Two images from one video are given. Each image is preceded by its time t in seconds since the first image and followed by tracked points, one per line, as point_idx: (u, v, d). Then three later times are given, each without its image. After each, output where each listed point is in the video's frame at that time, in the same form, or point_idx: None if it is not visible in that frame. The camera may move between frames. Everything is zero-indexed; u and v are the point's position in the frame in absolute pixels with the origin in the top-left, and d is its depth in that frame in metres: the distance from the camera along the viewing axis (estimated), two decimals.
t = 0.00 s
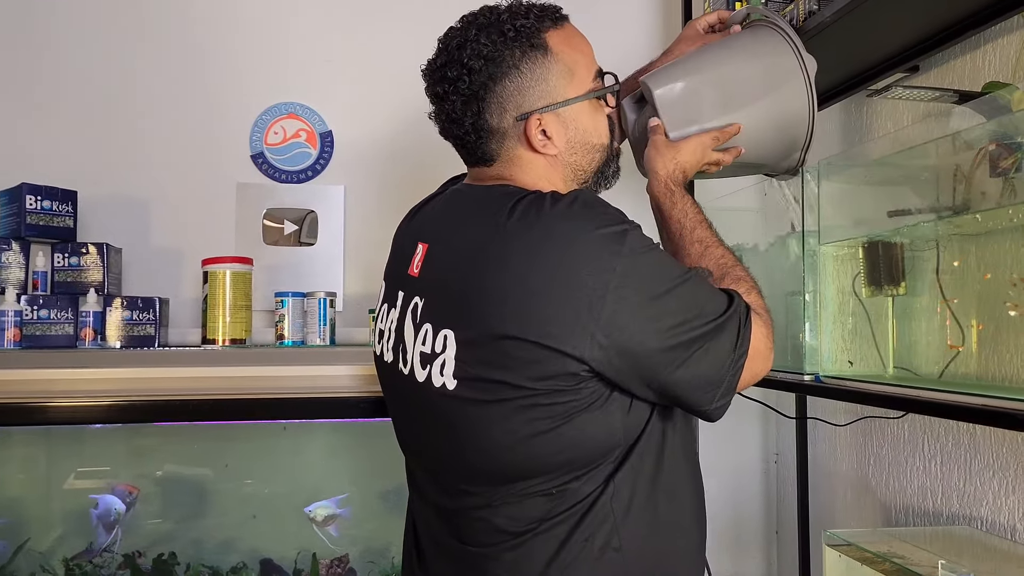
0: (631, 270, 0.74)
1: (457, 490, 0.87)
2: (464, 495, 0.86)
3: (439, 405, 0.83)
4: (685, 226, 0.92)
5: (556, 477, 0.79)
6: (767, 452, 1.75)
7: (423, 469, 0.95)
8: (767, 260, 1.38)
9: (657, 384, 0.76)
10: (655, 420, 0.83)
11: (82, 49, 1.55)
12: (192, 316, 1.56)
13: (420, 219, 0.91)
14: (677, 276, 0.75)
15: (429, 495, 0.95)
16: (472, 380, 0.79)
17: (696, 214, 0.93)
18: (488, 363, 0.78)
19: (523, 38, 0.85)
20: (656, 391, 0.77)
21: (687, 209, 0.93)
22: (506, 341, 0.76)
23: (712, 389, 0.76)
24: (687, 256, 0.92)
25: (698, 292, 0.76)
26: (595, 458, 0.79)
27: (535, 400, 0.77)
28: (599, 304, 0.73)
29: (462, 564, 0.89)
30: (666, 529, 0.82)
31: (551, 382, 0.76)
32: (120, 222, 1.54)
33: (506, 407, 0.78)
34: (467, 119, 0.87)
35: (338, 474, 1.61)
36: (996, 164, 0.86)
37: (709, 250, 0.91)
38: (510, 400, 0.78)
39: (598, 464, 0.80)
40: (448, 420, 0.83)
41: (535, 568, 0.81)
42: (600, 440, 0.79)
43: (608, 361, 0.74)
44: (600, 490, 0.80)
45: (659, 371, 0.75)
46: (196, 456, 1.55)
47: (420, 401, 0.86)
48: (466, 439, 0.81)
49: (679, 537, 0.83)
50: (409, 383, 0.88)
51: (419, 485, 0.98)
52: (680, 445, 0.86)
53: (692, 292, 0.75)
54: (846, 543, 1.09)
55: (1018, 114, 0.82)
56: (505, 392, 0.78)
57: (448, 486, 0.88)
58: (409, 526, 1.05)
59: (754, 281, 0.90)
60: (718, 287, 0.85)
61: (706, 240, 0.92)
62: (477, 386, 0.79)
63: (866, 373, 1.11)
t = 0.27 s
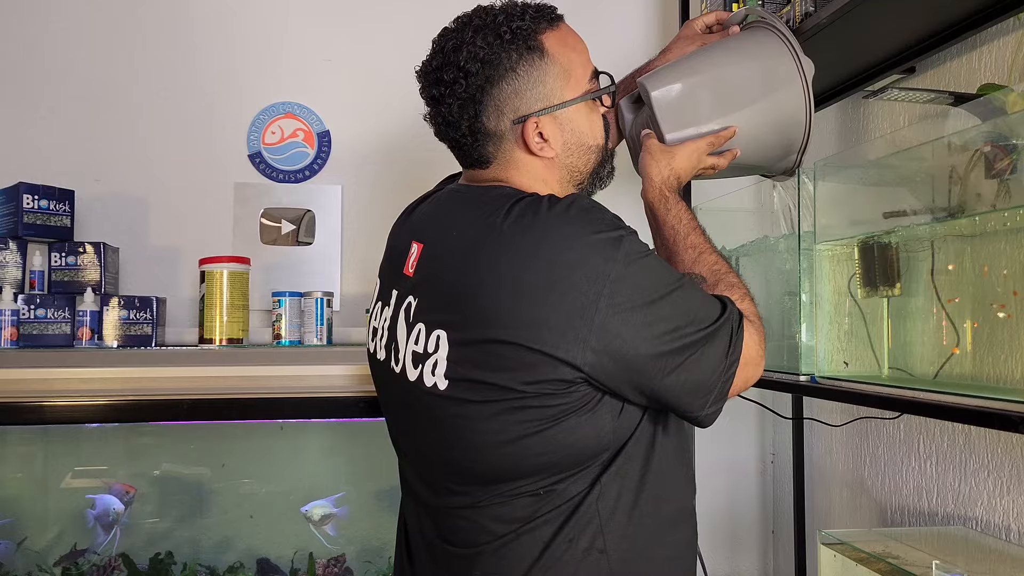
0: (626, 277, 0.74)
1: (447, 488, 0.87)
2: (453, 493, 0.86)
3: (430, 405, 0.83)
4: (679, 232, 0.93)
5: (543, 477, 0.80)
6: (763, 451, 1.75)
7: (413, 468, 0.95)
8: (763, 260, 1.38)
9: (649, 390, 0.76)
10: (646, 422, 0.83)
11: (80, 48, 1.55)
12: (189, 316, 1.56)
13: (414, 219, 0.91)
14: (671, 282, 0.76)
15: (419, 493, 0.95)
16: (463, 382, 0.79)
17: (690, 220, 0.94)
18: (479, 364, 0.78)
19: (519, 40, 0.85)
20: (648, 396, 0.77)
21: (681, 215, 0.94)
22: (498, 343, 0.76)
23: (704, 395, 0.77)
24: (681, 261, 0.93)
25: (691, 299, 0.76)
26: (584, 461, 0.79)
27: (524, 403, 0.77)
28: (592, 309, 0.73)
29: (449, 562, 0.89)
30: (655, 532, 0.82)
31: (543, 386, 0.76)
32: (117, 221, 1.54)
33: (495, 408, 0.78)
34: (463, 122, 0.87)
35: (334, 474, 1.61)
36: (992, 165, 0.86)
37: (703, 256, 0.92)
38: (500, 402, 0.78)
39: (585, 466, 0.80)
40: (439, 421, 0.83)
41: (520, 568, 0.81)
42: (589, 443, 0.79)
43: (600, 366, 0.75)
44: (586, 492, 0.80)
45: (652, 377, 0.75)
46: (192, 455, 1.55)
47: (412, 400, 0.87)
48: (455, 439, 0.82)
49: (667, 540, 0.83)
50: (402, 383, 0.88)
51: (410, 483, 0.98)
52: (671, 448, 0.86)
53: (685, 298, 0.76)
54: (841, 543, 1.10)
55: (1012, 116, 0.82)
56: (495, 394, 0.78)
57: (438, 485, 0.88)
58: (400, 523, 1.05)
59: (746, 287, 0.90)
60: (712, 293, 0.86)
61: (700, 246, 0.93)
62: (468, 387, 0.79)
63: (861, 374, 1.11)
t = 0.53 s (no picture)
0: (624, 279, 0.74)
1: (446, 488, 0.87)
2: (451, 492, 0.86)
3: (429, 405, 0.83)
4: (675, 234, 0.94)
5: (541, 477, 0.80)
6: (761, 451, 1.76)
7: (412, 467, 0.95)
8: (761, 260, 1.38)
9: (647, 391, 0.76)
10: (643, 423, 0.84)
11: (79, 48, 1.55)
12: (188, 316, 1.56)
13: (413, 220, 0.91)
14: (669, 284, 0.76)
15: (418, 492, 0.95)
16: (461, 383, 0.80)
17: (686, 222, 0.95)
18: (477, 365, 0.78)
19: (519, 43, 0.85)
20: (646, 397, 0.77)
21: (677, 217, 0.94)
22: (496, 345, 0.76)
23: (701, 397, 0.77)
24: (677, 262, 0.93)
25: (688, 301, 0.77)
26: (581, 460, 0.80)
27: (522, 404, 0.77)
28: (590, 311, 0.74)
29: (448, 561, 0.89)
30: (652, 531, 0.83)
31: (540, 387, 0.76)
32: (117, 221, 1.55)
33: (494, 408, 0.78)
34: (462, 123, 0.88)
35: (333, 473, 1.62)
36: (988, 166, 0.86)
37: (699, 258, 0.93)
38: (499, 403, 0.78)
39: (583, 466, 0.80)
40: (437, 421, 0.83)
41: (518, 567, 0.81)
42: (587, 443, 0.79)
43: (598, 367, 0.75)
44: (583, 492, 0.81)
45: (650, 378, 0.75)
46: (191, 455, 1.55)
47: (410, 401, 0.87)
48: (454, 439, 0.82)
49: (665, 539, 0.84)
50: (400, 383, 0.88)
51: (408, 482, 0.99)
52: (668, 448, 0.86)
53: (683, 300, 0.76)
54: (838, 543, 1.10)
55: (1008, 118, 0.82)
56: (493, 394, 0.78)
57: (436, 484, 0.89)
58: (399, 522, 1.06)
59: (742, 288, 0.91)
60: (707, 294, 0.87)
61: (696, 247, 0.93)
62: (467, 388, 0.80)
63: (858, 374, 1.12)
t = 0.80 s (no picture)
0: (622, 283, 0.74)
1: (445, 488, 0.88)
2: (451, 493, 0.87)
3: (429, 406, 0.84)
4: (672, 237, 0.94)
5: (539, 477, 0.80)
6: (759, 450, 1.76)
7: (412, 467, 0.96)
8: (759, 260, 1.39)
9: (643, 394, 0.77)
10: (641, 423, 0.84)
11: (79, 49, 1.55)
12: (188, 315, 1.57)
13: (413, 222, 0.92)
14: (667, 288, 0.76)
15: (418, 492, 0.96)
16: (461, 384, 0.80)
17: (682, 225, 0.95)
18: (477, 367, 0.79)
19: (521, 46, 0.85)
20: (642, 399, 0.78)
21: (674, 219, 0.95)
22: (496, 348, 0.77)
23: (698, 401, 0.78)
24: (673, 266, 0.93)
25: (686, 305, 0.77)
26: (580, 461, 0.80)
27: (521, 406, 0.78)
28: (588, 315, 0.74)
29: (447, 561, 0.90)
30: (650, 531, 0.83)
31: (539, 389, 0.76)
32: (116, 221, 1.55)
33: (493, 410, 0.79)
34: (462, 125, 0.88)
35: (333, 473, 1.62)
36: (985, 166, 0.86)
37: (695, 261, 0.93)
38: (498, 404, 0.78)
39: (581, 466, 0.81)
40: (437, 422, 0.84)
41: (517, 567, 0.82)
42: (585, 445, 0.79)
43: (596, 371, 0.75)
44: (582, 491, 0.81)
45: (647, 381, 0.76)
46: (191, 454, 1.56)
47: (410, 402, 0.87)
48: (454, 440, 0.83)
49: (663, 538, 0.84)
50: (400, 385, 0.89)
51: (408, 482, 0.99)
52: (667, 448, 0.87)
53: (680, 304, 0.76)
54: (836, 542, 1.10)
55: (1005, 118, 0.82)
56: (492, 397, 0.79)
57: (436, 484, 0.89)
58: (399, 522, 1.06)
59: (738, 292, 0.91)
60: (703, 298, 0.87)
61: (692, 250, 0.94)
62: (466, 390, 0.80)
63: (856, 373, 1.12)
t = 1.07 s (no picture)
0: (615, 284, 0.75)
1: (444, 487, 0.88)
2: (449, 492, 0.87)
3: (426, 407, 0.84)
4: (666, 237, 0.94)
5: (536, 476, 0.81)
6: (758, 448, 1.77)
7: (410, 467, 0.96)
8: (757, 258, 1.39)
9: (638, 393, 0.77)
10: (638, 422, 0.84)
11: (77, 49, 1.56)
12: (187, 315, 1.57)
13: (409, 223, 0.92)
14: (661, 288, 0.77)
15: (416, 492, 0.96)
16: (457, 385, 0.80)
17: (676, 225, 0.94)
18: (473, 368, 0.79)
19: (514, 49, 0.85)
20: (637, 398, 0.78)
21: (668, 219, 0.94)
22: (491, 349, 0.77)
23: (692, 400, 0.78)
24: (667, 265, 0.93)
25: (680, 305, 0.77)
26: (576, 460, 0.81)
27: (517, 406, 0.78)
28: (583, 315, 0.74)
29: (447, 559, 0.90)
30: (648, 528, 0.84)
31: (534, 390, 0.77)
32: (115, 221, 1.55)
33: (489, 410, 0.79)
34: (456, 127, 0.88)
35: (332, 471, 1.62)
36: (983, 163, 0.86)
37: (689, 261, 0.92)
38: (493, 405, 0.79)
39: (579, 464, 0.81)
40: (434, 422, 0.84)
41: (516, 565, 0.82)
42: (581, 444, 0.80)
43: (590, 371, 0.76)
44: (581, 488, 0.81)
45: (641, 381, 0.76)
46: (191, 453, 1.56)
47: (408, 403, 0.88)
48: (451, 440, 0.83)
49: (659, 536, 0.85)
50: (397, 385, 0.89)
51: (407, 482, 1.00)
52: (664, 446, 0.87)
53: (674, 304, 0.77)
54: (833, 539, 1.11)
55: (1002, 116, 0.82)
56: (488, 397, 0.79)
57: (434, 484, 0.90)
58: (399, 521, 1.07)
59: (732, 292, 0.91)
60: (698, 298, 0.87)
61: (686, 251, 0.93)
62: (462, 391, 0.80)
63: (853, 371, 1.12)
